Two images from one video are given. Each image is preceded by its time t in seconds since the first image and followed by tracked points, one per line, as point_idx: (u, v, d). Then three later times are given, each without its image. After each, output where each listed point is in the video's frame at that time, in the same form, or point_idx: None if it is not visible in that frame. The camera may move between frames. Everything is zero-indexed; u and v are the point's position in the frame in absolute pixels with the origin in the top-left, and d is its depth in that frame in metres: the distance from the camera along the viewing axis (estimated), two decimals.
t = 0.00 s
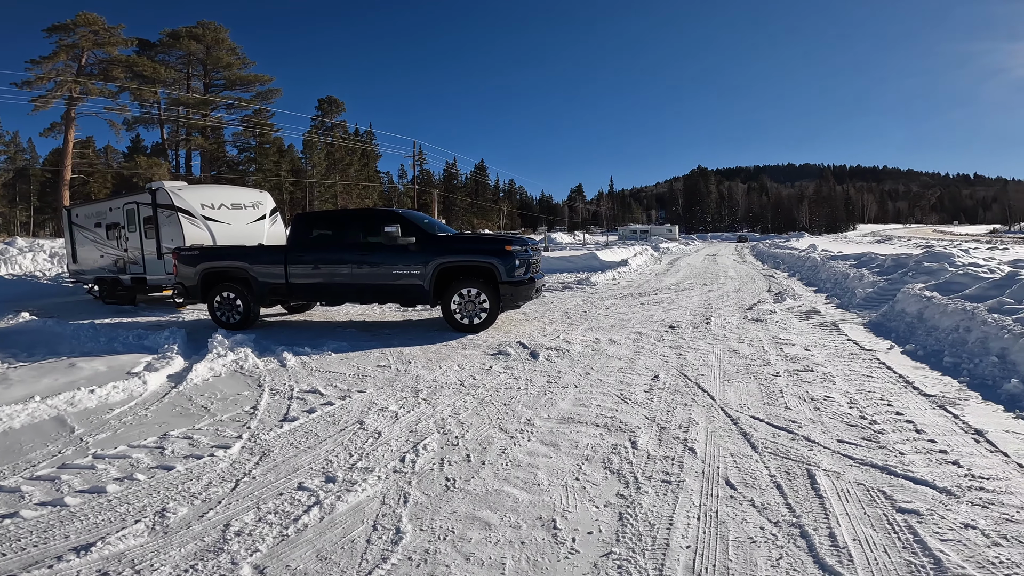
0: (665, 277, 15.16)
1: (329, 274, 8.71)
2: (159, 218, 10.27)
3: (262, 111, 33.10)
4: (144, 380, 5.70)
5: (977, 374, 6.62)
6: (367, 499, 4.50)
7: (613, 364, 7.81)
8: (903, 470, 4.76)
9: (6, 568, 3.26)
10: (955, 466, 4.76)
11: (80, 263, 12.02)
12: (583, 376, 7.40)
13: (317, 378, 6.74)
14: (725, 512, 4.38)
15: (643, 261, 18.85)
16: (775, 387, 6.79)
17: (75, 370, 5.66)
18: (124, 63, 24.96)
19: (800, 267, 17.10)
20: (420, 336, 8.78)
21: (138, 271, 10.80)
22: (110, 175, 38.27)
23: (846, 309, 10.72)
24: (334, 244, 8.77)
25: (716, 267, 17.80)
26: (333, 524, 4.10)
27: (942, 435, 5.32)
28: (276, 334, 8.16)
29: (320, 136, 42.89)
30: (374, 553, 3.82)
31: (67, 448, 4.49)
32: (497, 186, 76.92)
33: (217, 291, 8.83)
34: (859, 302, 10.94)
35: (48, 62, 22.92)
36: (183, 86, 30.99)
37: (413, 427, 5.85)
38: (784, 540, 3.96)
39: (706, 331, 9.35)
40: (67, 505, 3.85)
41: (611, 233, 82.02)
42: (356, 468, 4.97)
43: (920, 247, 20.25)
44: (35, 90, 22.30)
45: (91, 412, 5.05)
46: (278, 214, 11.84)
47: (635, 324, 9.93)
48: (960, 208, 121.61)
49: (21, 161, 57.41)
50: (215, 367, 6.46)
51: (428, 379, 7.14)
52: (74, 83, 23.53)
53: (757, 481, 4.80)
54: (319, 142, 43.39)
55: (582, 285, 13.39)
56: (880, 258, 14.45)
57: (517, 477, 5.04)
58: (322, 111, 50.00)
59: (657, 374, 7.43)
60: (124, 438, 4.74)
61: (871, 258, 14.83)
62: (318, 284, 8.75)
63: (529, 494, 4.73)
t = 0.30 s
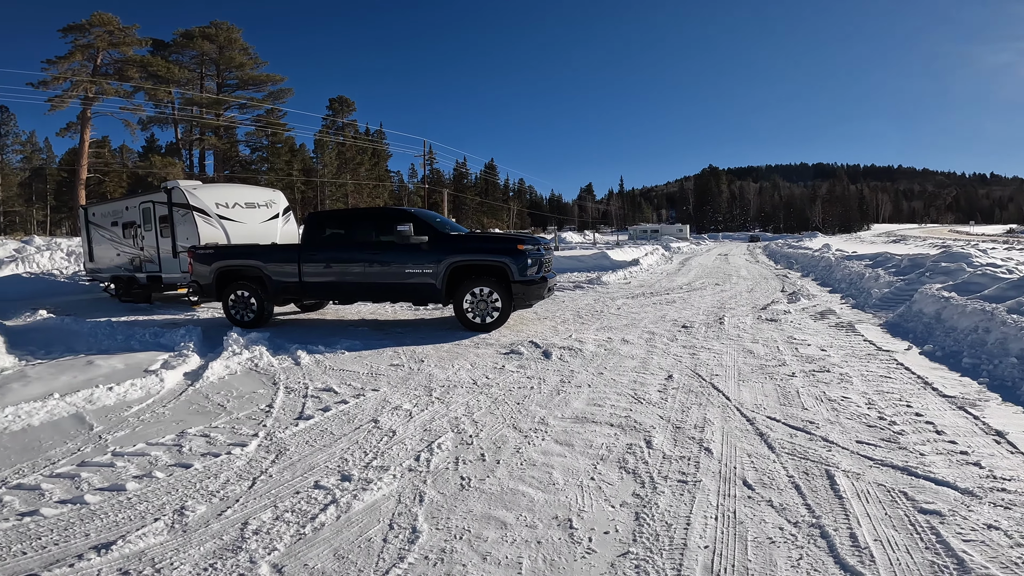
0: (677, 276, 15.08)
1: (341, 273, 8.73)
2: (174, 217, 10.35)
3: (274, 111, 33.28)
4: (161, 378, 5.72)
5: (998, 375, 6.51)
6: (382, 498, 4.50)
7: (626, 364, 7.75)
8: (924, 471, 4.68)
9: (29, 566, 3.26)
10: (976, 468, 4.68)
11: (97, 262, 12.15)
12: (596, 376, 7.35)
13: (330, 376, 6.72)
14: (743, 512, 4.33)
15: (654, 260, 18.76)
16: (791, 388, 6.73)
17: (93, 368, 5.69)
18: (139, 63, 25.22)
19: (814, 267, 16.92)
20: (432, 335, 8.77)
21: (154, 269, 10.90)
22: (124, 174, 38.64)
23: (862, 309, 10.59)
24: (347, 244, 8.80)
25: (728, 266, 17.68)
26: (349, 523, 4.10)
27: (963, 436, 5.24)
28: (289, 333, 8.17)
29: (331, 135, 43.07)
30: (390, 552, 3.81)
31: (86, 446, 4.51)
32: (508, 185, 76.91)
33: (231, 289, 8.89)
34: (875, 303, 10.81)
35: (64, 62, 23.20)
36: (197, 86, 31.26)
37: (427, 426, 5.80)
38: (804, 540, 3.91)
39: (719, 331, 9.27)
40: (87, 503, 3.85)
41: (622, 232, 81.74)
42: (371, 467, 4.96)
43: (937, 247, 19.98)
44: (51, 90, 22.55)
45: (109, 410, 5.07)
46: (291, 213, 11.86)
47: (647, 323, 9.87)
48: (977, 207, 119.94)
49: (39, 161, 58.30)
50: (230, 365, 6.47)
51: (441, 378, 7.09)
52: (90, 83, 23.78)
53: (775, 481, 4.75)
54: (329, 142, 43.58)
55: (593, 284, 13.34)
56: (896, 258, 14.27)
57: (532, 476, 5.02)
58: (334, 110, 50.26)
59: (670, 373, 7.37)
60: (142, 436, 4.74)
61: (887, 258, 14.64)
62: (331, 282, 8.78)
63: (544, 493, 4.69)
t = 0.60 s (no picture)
0: (725, 275, 14.71)
1: (392, 270, 8.84)
2: (233, 216, 10.69)
3: (319, 112, 34.13)
4: (227, 372, 5.83)
5: None
6: (443, 494, 4.34)
7: (680, 363, 7.54)
8: (1008, 473, 4.40)
9: (110, 561, 3.09)
10: None
11: (161, 259, 12.66)
12: (650, 374, 7.14)
13: (385, 372, 6.64)
14: (816, 512, 4.15)
15: (700, 259, 18.38)
16: (859, 389, 6.42)
17: (163, 362, 5.82)
18: (194, 66, 26.25)
19: (871, 267, 16.23)
20: (480, 332, 8.72)
21: (214, 266, 11.28)
22: (179, 176, 40.29)
23: (928, 309, 10.07)
24: (397, 241, 8.89)
25: (778, 265, 17.16)
26: (412, 519, 3.98)
27: None
28: (342, 329, 8.26)
29: (372, 135, 43.80)
30: (454, 549, 3.69)
31: (161, 439, 4.42)
32: (547, 183, 76.74)
33: (287, 286, 9.11)
34: (942, 302, 10.26)
35: (124, 65, 24.27)
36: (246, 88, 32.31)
37: (482, 423, 5.56)
38: (885, 541, 3.72)
39: (775, 331, 8.96)
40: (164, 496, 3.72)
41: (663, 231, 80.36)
42: (431, 462, 4.76)
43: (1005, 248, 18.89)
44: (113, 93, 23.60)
45: (180, 403, 5.06)
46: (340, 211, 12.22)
47: (698, 322, 9.61)
48: None
49: (103, 163, 61.54)
50: (289, 360, 6.57)
51: (494, 375, 6.84)
52: (149, 85, 24.83)
53: (849, 482, 4.53)
54: (370, 142, 44.33)
55: (639, 283, 13.12)
56: (962, 257, 13.55)
57: (591, 474, 4.81)
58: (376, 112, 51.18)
59: (727, 373, 7.13)
60: (212, 430, 4.69)
61: (952, 257, 13.91)
62: (381, 279, 8.89)
63: (606, 492, 4.53)
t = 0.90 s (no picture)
0: (781, 274, 14.21)
1: (443, 266, 8.82)
2: (289, 212, 10.95)
3: (366, 111, 34.80)
4: (289, 364, 5.86)
5: None
6: (507, 492, 4.11)
7: (741, 362, 7.25)
8: None
9: (188, 557, 2.85)
10: None
11: (222, 254, 13.09)
12: (711, 373, 6.88)
13: (440, 367, 6.55)
14: (905, 515, 3.88)
15: (753, 257, 17.84)
16: (939, 393, 6.02)
17: (230, 354, 5.97)
18: (249, 67, 27.17)
19: (940, 266, 15.37)
20: (531, 328, 8.57)
21: (272, 261, 11.59)
22: (234, 174, 41.80)
23: (1009, 310, 9.42)
24: (449, 236, 8.87)
25: (837, 264, 16.48)
26: (477, 517, 3.74)
27: None
28: (395, 324, 8.27)
29: (416, 133, 44.35)
30: (520, 547, 3.46)
31: (232, 430, 4.27)
32: (589, 180, 76.15)
33: (342, 280, 9.25)
34: None
35: (185, 66, 25.26)
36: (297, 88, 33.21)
37: (541, 420, 5.41)
38: (983, 544, 3.46)
39: (841, 331, 8.54)
40: (237, 490, 3.52)
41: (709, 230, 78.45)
42: (491, 459, 4.56)
43: None
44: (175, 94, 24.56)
45: (247, 394, 5.00)
46: (389, 208, 12.48)
47: (757, 322, 9.26)
48: None
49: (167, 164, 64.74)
50: (347, 354, 6.56)
51: (548, 372, 6.68)
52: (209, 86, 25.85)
53: (938, 487, 4.21)
54: (414, 140, 44.90)
55: (690, 281, 12.81)
56: None
57: (656, 473, 4.56)
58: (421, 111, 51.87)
59: (794, 373, 6.83)
60: (279, 422, 4.56)
61: None
62: (432, 274, 8.89)
63: (673, 492, 4.28)
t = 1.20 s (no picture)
0: (845, 274, 13.50)
1: (495, 263, 8.62)
2: (344, 209, 11.27)
3: (413, 109, 35.28)
4: (347, 359, 5.79)
5: None
6: (573, 495, 3.80)
7: (813, 365, 6.83)
8: None
9: (256, 558, 2.69)
10: None
11: (280, 250, 13.57)
12: (780, 376, 6.48)
13: (495, 364, 6.31)
14: (1015, 525, 3.48)
15: (813, 257, 17.08)
16: None
17: (290, 348, 5.98)
18: (302, 66, 27.92)
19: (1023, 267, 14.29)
20: (584, 327, 8.22)
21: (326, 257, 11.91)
22: (288, 172, 43.08)
23: None
24: (501, 233, 8.64)
25: (905, 264, 15.57)
26: (542, 521, 3.45)
27: None
28: (447, 319, 8.13)
29: (461, 131, 44.68)
30: (591, 554, 3.16)
31: (295, 425, 4.17)
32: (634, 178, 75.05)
33: (394, 276, 9.24)
34: None
35: (243, 66, 26.18)
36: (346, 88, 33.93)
37: (602, 421, 5.07)
38: None
39: (920, 334, 7.96)
40: (302, 487, 3.38)
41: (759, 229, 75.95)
42: (554, 460, 4.25)
43: None
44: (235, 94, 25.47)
45: (308, 388, 4.95)
46: (439, 204, 12.62)
47: (825, 323, 8.75)
48: None
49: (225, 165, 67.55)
50: (402, 350, 6.41)
51: (605, 371, 6.32)
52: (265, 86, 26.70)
53: None
54: (458, 138, 45.21)
55: (748, 280, 12.31)
56: None
57: (731, 479, 4.18)
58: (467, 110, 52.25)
59: (874, 378, 6.37)
60: (339, 418, 4.43)
61: None
62: (484, 271, 8.72)
63: (752, 498, 3.91)
